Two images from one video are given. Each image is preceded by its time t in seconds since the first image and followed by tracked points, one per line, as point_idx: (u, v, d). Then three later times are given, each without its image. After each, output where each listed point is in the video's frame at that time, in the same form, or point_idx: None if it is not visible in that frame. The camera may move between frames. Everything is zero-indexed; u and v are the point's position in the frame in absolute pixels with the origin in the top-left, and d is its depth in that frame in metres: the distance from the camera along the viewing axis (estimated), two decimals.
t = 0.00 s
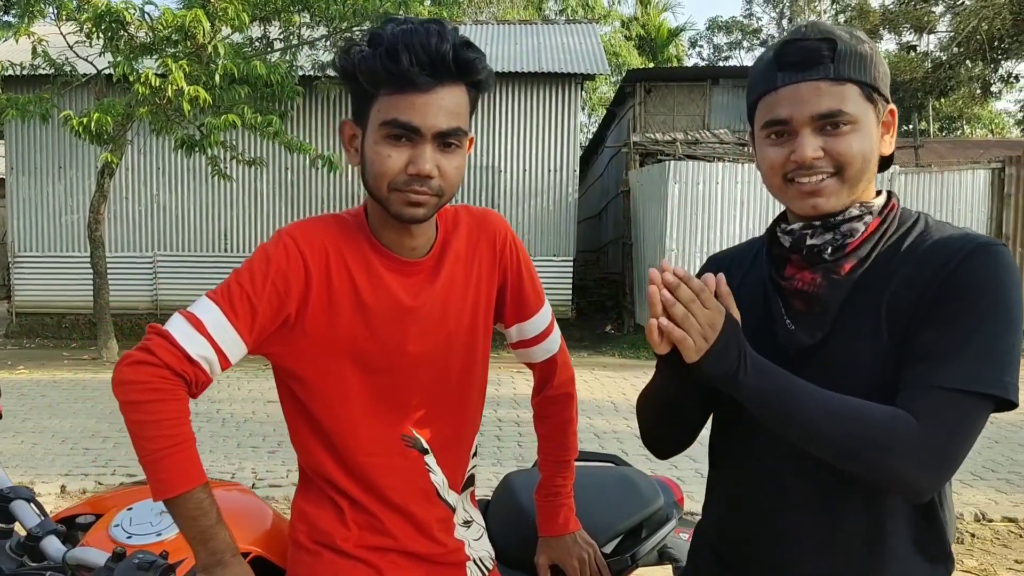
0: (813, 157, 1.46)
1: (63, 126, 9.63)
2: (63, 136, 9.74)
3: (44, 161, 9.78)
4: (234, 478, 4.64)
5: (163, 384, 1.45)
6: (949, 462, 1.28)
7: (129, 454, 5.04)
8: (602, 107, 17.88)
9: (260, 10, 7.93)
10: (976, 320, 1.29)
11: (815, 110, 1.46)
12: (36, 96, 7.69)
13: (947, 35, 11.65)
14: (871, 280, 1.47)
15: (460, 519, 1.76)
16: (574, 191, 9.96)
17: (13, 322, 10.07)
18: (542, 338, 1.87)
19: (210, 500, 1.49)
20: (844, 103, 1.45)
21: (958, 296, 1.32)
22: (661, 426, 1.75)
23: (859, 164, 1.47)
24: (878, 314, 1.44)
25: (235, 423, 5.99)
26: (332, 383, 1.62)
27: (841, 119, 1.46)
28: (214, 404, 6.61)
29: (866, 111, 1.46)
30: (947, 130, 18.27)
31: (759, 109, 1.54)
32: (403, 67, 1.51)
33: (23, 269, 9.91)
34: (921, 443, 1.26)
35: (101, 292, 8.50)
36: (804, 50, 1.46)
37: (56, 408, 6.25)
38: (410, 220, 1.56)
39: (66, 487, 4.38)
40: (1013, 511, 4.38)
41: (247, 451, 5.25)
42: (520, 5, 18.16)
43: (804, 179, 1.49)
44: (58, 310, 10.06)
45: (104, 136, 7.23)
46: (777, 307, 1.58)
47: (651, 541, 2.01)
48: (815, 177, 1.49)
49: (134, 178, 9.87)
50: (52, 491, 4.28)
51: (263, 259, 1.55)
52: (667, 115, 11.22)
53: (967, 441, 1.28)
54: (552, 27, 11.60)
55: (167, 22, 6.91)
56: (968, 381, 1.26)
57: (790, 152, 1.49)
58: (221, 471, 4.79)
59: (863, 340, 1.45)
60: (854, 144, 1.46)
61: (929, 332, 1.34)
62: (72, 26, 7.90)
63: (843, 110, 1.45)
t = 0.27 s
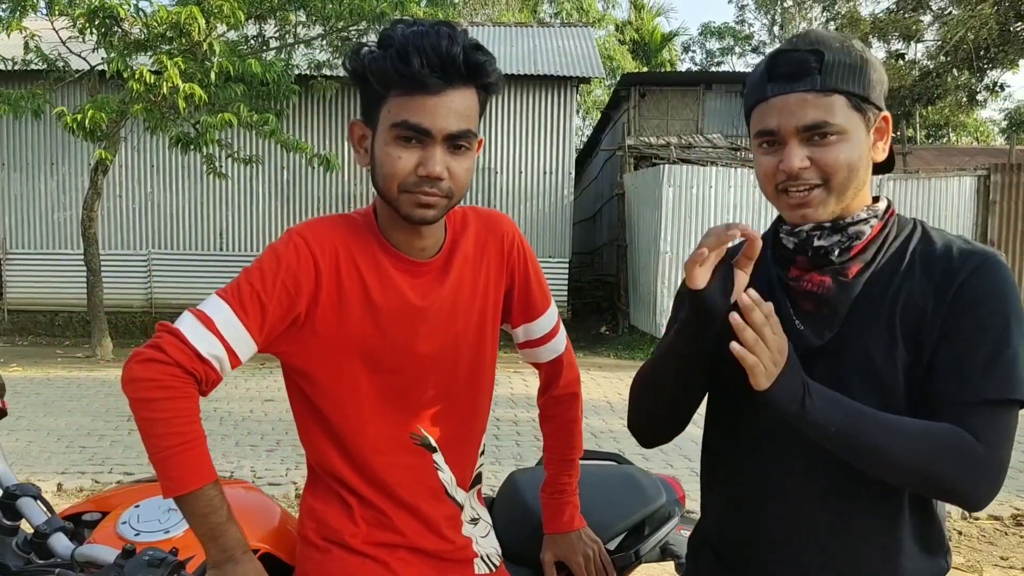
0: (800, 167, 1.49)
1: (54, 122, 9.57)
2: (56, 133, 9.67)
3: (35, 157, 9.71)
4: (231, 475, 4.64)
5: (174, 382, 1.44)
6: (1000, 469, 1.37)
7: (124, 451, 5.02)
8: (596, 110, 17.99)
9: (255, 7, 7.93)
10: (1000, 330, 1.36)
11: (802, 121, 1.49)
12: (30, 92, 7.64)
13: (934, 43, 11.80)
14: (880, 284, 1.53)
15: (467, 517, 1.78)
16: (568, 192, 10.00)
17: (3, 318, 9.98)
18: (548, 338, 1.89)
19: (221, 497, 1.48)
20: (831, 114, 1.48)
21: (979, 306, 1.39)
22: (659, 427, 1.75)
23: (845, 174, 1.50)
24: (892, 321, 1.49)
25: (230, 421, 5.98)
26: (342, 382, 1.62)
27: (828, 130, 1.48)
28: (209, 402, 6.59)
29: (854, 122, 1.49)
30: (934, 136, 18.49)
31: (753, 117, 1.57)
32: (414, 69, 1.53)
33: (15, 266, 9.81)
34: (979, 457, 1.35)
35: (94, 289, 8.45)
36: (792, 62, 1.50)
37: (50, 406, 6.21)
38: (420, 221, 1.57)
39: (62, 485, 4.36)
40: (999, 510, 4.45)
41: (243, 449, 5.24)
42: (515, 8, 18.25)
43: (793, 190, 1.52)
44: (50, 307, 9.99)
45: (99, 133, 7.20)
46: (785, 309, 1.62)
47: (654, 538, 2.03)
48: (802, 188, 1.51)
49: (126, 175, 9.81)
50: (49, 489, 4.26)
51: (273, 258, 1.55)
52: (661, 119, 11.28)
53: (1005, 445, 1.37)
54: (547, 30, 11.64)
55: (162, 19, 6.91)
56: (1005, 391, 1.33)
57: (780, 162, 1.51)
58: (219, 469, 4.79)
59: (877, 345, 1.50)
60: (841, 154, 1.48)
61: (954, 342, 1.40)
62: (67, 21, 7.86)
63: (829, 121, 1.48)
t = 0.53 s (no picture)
0: (790, 167, 1.49)
1: (54, 121, 9.56)
2: (54, 131, 9.66)
3: (34, 156, 9.69)
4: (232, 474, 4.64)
5: (177, 381, 1.44)
6: None
7: (125, 450, 5.01)
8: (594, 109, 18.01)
9: (254, 7, 7.93)
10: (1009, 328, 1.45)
11: (791, 122, 1.49)
12: (28, 91, 7.63)
13: (931, 43, 11.83)
14: (883, 284, 1.54)
15: (469, 515, 1.78)
16: (568, 192, 10.01)
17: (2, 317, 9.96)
18: (549, 337, 1.90)
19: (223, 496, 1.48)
20: (819, 114, 1.49)
21: (990, 308, 1.47)
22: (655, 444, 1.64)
23: (835, 172, 1.50)
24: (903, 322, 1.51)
25: (231, 420, 5.97)
26: (344, 381, 1.63)
27: (818, 132, 1.48)
28: (209, 401, 6.58)
29: (844, 120, 1.49)
30: (931, 135, 18.53)
31: (741, 118, 1.57)
32: (417, 70, 1.53)
33: (13, 264, 9.79)
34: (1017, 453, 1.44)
35: (93, 288, 8.44)
36: (779, 63, 1.50)
37: (50, 405, 6.20)
38: (422, 220, 1.58)
39: (63, 484, 4.35)
40: (998, 508, 4.46)
41: (243, 448, 5.24)
42: (514, 7, 18.27)
43: (784, 189, 1.51)
44: (50, 306, 9.99)
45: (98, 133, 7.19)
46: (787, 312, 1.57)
47: (654, 535, 2.03)
48: (794, 187, 1.51)
49: (125, 174, 9.80)
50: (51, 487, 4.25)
51: (275, 257, 1.55)
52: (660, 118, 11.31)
53: None
54: (545, 30, 11.65)
55: (160, 18, 6.91)
56: None
57: (769, 162, 1.51)
58: (220, 467, 4.79)
59: (886, 344, 1.51)
60: (831, 155, 1.49)
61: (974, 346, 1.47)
62: (66, 20, 7.86)
63: (818, 121, 1.48)
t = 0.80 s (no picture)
0: (789, 162, 1.49)
1: (55, 121, 9.56)
2: (55, 131, 9.67)
3: (35, 156, 9.70)
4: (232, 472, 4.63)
5: (177, 379, 1.44)
6: None
7: (127, 449, 5.01)
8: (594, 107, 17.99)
9: (253, 6, 7.92)
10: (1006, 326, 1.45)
11: (791, 114, 1.49)
12: (29, 91, 7.63)
13: (931, 40, 11.81)
14: (884, 283, 1.53)
15: (470, 513, 1.78)
16: (568, 190, 10.01)
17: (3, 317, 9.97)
18: (550, 335, 1.90)
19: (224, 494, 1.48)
20: (820, 108, 1.49)
21: (987, 306, 1.47)
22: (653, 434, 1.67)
23: (834, 169, 1.50)
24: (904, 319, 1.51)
25: (232, 419, 5.97)
26: (345, 380, 1.63)
27: (818, 124, 1.49)
28: (210, 400, 6.58)
29: (844, 116, 1.49)
30: (932, 132, 18.51)
31: (741, 113, 1.57)
32: (418, 68, 1.53)
33: (14, 264, 9.79)
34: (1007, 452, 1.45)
35: (94, 287, 8.44)
36: (781, 56, 1.50)
37: (51, 404, 6.20)
38: (423, 218, 1.58)
39: (64, 484, 4.35)
40: (1001, 505, 4.46)
41: (244, 447, 5.24)
42: (513, 5, 18.25)
43: (784, 185, 1.52)
44: (51, 305, 9.99)
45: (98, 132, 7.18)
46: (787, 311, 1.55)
47: (657, 533, 2.05)
48: (794, 182, 1.51)
49: (126, 174, 9.80)
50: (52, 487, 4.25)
51: (275, 255, 1.55)
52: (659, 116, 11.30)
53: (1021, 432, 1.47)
54: (545, 28, 11.64)
55: (160, 17, 6.90)
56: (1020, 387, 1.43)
57: (770, 156, 1.51)
58: (222, 466, 4.80)
59: (886, 342, 1.50)
60: (831, 148, 1.49)
61: (968, 341, 1.47)
62: (66, 20, 7.85)
63: (818, 114, 1.48)
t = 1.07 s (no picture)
0: (798, 157, 1.49)
1: (55, 121, 9.56)
2: (55, 131, 9.67)
3: (35, 156, 9.70)
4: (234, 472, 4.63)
5: (178, 376, 1.44)
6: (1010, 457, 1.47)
7: (129, 449, 5.01)
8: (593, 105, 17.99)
9: (252, 5, 7.92)
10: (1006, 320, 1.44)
11: (800, 111, 1.49)
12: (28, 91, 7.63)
13: (929, 36, 11.81)
14: (887, 278, 1.53)
15: (472, 510, 1.78)
16: (568, 188, 10.01)
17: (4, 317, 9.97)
18: (550, 331, 1.90)
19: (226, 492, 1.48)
20: (828, 104, 1.49)
21: (988, 302, 1.46)
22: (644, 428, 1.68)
23: (841, 164, 1.50)
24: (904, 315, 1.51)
25: (233, 419, 5.97)
26: (345, 377, 1.63)
27: (827, 120, 1.49)
28: (211, 400, 6.58)
29: (851, 112, 1.49)
30: (931, 128, 18.52)
31: (749, 108, 1.57)
32: (421, 64, 1.53)
33: (14, 264, 9.78)
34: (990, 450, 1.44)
35: (94, 287, 8.43)
36: (791, 51, 1.50)
37: (52, 404, 6.19)
38: (426, 215, 1.58)
39: (67, 484, 4.35)
40: (1002, 502, 4.46)
41: (246, 446, 5.25)
42: (512, 4, 18.24)
43: (791, 180, 1.52)
44: (51, 305, 9.99)
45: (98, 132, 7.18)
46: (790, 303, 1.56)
47: (658, 530, 2.05)
48: (801, 178, 1.52)
49: (125, 174, 9.80)
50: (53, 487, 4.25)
51: (275, 253, 1.55)
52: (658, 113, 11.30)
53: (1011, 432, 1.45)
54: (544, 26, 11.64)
55: (160, 17, 6.90)
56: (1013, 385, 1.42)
57: (778, 152, 1.52)
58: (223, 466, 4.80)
59: (888, 338, 1.50)
60: (841, 144, 1.49)
61: (967, 334, 1.46)
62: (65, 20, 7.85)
63: (826, 111, 1.48)
